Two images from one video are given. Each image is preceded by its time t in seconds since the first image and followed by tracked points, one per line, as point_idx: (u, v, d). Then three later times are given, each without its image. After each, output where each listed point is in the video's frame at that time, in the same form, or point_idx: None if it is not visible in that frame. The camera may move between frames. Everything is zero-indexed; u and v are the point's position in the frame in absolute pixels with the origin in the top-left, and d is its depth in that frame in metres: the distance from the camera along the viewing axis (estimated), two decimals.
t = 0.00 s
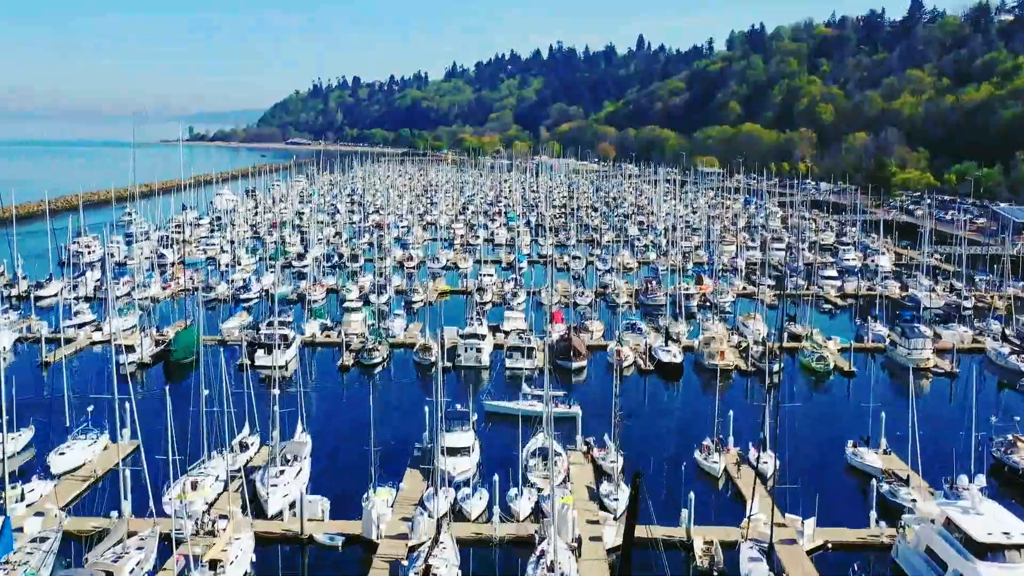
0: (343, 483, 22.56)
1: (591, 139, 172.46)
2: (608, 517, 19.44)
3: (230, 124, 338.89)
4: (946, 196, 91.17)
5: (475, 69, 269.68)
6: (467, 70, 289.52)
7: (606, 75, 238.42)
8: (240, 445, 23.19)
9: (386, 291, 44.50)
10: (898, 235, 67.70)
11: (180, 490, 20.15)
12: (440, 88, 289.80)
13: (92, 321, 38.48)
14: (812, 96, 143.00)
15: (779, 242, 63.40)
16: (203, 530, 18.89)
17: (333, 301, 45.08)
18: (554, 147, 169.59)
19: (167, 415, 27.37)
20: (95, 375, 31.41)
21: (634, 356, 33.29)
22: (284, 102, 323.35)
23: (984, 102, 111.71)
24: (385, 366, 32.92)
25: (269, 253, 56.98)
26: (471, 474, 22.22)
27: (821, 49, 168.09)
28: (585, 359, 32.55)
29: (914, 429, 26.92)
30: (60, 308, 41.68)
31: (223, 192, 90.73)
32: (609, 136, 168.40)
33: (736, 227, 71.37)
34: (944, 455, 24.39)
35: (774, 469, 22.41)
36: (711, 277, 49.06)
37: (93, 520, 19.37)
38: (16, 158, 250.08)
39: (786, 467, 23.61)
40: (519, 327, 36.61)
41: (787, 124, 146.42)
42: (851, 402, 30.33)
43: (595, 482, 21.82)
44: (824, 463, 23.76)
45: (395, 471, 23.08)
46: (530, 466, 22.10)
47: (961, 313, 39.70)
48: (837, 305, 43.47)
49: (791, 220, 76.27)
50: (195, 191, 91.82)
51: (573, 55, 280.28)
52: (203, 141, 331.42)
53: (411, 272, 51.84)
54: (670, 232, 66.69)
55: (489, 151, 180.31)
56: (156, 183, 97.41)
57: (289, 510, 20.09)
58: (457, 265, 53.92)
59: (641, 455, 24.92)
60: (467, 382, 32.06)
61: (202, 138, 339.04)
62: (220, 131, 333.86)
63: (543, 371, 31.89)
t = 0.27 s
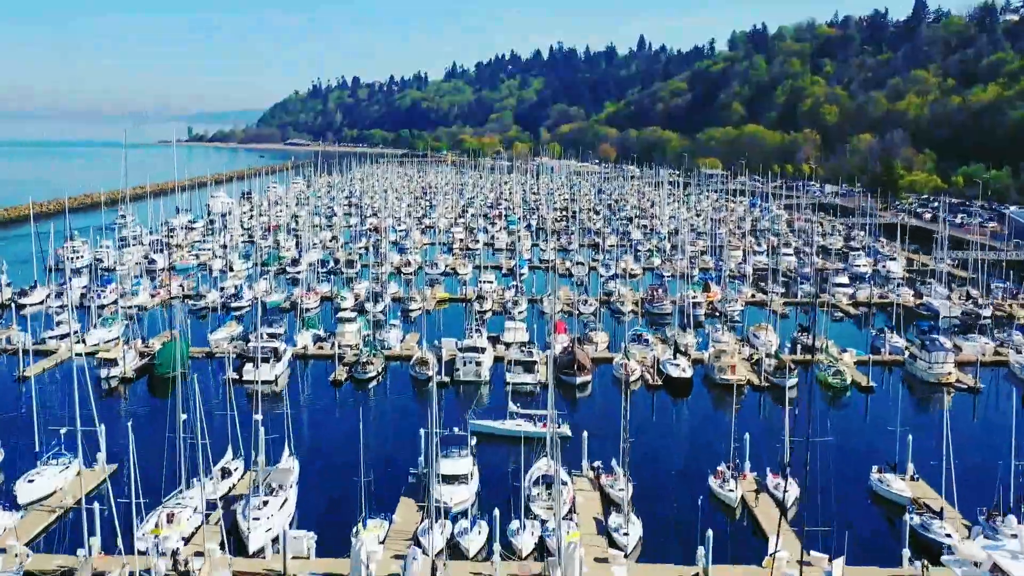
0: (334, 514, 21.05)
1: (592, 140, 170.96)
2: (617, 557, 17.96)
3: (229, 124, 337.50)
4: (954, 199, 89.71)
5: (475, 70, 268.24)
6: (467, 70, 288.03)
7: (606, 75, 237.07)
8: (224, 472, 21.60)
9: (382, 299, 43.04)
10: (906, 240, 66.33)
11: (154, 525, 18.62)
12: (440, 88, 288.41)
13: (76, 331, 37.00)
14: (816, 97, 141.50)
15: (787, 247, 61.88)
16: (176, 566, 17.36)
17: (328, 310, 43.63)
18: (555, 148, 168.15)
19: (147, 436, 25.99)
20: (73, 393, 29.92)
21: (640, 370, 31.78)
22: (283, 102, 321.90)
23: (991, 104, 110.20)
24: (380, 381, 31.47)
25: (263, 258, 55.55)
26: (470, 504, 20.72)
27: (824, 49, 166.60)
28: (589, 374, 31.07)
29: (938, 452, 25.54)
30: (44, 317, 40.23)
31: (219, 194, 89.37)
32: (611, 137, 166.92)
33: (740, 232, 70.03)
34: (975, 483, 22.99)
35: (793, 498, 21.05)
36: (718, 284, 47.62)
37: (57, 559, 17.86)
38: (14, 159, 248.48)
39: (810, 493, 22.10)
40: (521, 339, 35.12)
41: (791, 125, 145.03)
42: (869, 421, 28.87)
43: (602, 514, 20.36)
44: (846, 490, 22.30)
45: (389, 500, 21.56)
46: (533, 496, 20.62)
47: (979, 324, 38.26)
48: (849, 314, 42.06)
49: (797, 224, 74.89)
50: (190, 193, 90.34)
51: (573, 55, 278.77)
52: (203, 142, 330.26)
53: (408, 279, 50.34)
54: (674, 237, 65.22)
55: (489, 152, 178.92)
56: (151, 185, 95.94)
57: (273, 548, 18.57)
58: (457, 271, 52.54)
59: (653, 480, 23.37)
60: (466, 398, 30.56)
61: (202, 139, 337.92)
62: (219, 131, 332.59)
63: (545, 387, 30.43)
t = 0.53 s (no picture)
0: (323, 548, 19.53)
1: (594, 140, 169.39)
2: None
3: (227, 125, 336.00)
4: (962, 201, 88.18)
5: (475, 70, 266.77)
6: (467, 70, 286.51)
7: (607, 76, 235.59)
8: (202, 499, 20.05)
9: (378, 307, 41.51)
10: (917, 243, 64.84)
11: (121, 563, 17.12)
12: (439, 89, 286.98)
13: (58, 341, 35.55)
14: (819, 98, 140.02)
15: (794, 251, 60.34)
16: None
17: (321, 318, 42.03)
18: (556, 149, 166.70)
19: (124, 460, 24.44)
20: (50, 412, 28.48)
21: (648, 384, 30.27)
22: (282, 103, 320.33)
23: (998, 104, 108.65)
24: (374, 396, 29.98)
25: (256, 262, 54.04)
26: (467, 537, 19.15)
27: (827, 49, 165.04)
28: (594, 389, 29.55)
29: (969, 478, 24.06)
30: (26, 326, 38.76)
31: (214, 195, 87.87)
32: (611, 138, 165.40)
33: (746, 235, 68.53)
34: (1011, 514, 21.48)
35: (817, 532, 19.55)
36: (725, 290, 46.17)
37: None
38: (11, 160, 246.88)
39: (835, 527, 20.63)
40: (522, 350, 33.58)
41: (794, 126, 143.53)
42: (891, 439, 27.42)
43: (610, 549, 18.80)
44: (871, 519, 20.84)
45: (381, 533, 20.03)
46: (536, 528, 19.08)
47: (1000, 332, 36.77)
48: (861, 322, 40.61)
49: (803, 227, 73.42)
50: (185, 195, 88.82)
51: (574, 55, 277.27)
52: (202, 143, 328.99)
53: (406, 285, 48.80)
54: (678, 240, 63.71)
55: (489, 153, 177.43)
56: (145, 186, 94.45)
57: None
58: (455, 276, 51.07)
59: (667, 514, 21.95)
60: (465, 414, 28.99)
61: (201, 140, 336.64)
62: (218, 132, 331.13)
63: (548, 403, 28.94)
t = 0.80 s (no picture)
0: None
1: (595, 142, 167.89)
2: None
3: (226, 126, 334.61)
4: (970, 203, 86.63)
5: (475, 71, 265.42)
6: (467, 71, 285.12)
7: (608, 77, 234.17)
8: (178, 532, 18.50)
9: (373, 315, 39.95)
10: (927, 247, 63.30)
11: None
12: (439, 90, 285.63)
13: (38, 352, 34.00)
14: (823, 98, 138.50)
15: (802, 256, 58.81)
16: None
17: (315, 327, 40.39)
18: (556, 151, 165.14)
19: (100, 487, 22.86)
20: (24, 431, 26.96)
21: (657, 400, 28.65)
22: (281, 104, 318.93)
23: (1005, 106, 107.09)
24: (368, 412, 28.38)
25: (249, 268, 52.46)
26: None
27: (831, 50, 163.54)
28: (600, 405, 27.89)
29: (1003, 507, 22.50)
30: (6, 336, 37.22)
31: (210, 198, 86.25)
32: (613, 139, 163.85)
33: (752, 239, 66.99)
34: None
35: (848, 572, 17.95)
36: (734, 297, 44.62)
37: None
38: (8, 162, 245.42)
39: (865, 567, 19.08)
40: (524, 363, 31.91)
41: (798, 127, 142.00)
42: (914, 461, 25.82)
43: None
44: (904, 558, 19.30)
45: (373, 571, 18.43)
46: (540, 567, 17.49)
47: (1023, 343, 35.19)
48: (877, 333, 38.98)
49: (810, 230, 71.86)
50: (180, 197, 87.28)
51: (574, 56, 275.70)
52: (201, 144, 327.39)
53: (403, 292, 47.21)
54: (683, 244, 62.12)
55: (489, 154, 175.79)
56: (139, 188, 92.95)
57: None
58: (454, 282, 49.54)
59: (682, 549, 20.41)
60: (464, 432, 27.35)
61: (199, 141, 335.09)
62: (217, 133, 329.76)
63: (551, 421, 27.34)
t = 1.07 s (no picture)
0: None
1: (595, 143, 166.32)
2: None
3: (225, 127, 333.07)
4: (979, 205, 85.06)
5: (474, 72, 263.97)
6: (466, 72, 283.71)
7: (608, 77, 232.65)
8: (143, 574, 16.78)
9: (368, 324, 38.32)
10: (938, 251, 61.72)
11: None
12: (438, 91, 284.14)
13: (15, 365, 32.38)
14: (827, 99, 136.97)
15: (811, 261, 57.22)
16: None
17: (308, 336, 38.71)
18: (557, 152, 163.48)
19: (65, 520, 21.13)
20: None
21: (668, 418, 26.93)
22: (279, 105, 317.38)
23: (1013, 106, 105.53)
24: (359, 431, 26.71)
25: (241, 273, 50.87)
26: None
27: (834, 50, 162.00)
28: (607, 424, 26.16)
29: None
30: None
31: (203, 199, 84.57)
32: (614, 140, 162.21)
33: (759, 242, 65.42)
34: None
35: None
36: (743, 304, 43.01)
37: None
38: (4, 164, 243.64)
39: None
40: (526, 378, 30.26)
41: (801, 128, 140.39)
42: (943, 486, 24.13)
43: None
44: None
45: None
46: None
47: None
48: (893, 343, 37.35)
49: (817, 233, 70.31)
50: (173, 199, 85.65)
51: (574, 56, 274.04)
52: (199, 145, 325.59)
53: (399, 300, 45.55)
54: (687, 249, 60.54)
55: (489, 155, 174.11)
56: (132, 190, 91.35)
57: None
58: (452, 289, 47.95)
59: None
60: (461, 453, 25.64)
61: (198, 142, 333.35)
62: (215, 135, 328.21)
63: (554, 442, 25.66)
